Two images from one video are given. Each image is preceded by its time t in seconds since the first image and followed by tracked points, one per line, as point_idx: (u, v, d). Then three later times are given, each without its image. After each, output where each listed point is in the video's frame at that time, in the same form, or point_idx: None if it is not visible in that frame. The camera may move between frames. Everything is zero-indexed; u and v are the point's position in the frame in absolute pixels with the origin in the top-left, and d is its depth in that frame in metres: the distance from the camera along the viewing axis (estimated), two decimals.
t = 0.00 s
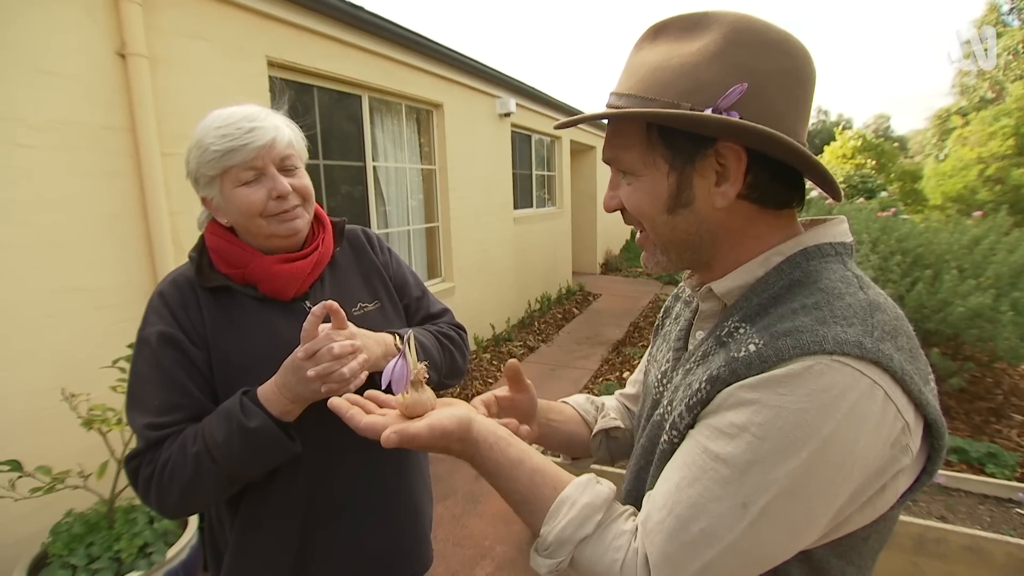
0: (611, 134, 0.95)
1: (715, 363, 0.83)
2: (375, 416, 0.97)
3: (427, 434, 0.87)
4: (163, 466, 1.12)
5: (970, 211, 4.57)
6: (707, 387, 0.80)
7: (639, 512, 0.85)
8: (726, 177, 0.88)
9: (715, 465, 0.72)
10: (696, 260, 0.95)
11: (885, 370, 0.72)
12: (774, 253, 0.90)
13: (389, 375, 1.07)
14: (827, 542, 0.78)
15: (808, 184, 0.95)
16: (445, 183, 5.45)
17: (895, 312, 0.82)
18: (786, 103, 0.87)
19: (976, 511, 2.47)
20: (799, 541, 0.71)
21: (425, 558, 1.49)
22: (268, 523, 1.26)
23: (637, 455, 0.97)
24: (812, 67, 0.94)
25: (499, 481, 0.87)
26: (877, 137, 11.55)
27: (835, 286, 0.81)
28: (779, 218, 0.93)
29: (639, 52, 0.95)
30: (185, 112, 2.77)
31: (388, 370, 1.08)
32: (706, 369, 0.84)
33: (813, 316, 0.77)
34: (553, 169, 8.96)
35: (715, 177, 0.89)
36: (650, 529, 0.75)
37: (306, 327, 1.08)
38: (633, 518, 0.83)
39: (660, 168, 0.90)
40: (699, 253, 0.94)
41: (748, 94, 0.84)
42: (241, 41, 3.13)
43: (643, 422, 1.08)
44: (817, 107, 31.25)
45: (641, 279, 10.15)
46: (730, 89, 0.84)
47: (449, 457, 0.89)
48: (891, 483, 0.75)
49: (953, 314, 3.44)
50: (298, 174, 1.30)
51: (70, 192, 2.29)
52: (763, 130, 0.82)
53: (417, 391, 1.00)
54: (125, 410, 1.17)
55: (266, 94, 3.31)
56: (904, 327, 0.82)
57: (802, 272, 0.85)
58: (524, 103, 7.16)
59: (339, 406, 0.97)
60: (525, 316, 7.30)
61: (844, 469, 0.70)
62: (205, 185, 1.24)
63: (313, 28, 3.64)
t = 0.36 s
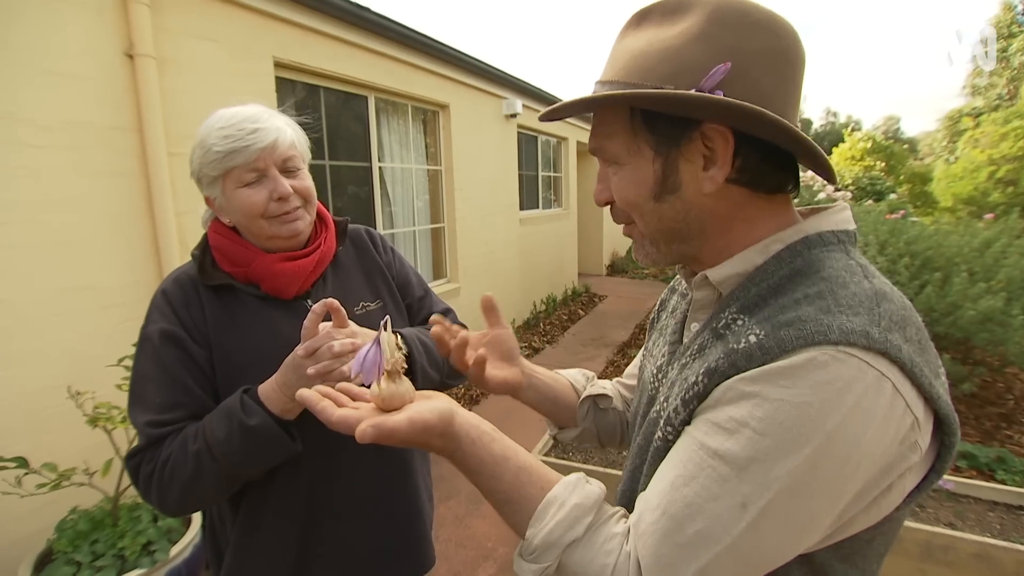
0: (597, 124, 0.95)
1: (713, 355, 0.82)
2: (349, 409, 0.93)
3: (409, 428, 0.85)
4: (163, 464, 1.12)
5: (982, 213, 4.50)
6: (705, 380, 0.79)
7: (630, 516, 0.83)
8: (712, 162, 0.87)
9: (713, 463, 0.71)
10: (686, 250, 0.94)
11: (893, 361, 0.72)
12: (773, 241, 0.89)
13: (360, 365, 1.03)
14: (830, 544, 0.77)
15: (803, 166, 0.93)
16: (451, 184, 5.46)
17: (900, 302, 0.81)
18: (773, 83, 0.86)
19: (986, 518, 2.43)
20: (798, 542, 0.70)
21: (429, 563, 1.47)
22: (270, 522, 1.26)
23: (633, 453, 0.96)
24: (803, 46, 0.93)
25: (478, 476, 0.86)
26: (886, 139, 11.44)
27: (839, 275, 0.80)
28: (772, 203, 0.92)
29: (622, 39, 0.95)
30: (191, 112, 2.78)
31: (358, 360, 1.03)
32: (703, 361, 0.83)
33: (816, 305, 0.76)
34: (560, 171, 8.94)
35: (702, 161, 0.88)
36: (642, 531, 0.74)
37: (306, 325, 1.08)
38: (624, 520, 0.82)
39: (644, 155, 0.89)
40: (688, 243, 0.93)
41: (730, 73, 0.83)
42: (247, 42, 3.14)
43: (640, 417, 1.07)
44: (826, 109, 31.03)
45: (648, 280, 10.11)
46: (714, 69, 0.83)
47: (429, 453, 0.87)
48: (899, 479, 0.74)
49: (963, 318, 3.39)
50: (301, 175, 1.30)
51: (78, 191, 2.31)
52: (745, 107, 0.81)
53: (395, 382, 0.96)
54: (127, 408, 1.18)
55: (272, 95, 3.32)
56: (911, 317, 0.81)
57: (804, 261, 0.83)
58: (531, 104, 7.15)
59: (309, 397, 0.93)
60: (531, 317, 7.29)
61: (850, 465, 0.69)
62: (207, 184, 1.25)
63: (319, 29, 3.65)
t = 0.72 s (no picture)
0: (613, 137, 0.94)
1: (728, 371, 0.82)
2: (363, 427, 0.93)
3: (423, 446, 0.85)
4: (169, 459, 1.13)
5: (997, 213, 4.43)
6: (723, 398, 0.79)
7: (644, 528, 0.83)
8: (729, 176, 0.87)
9: (731, 479, 0.72)
10: (698, 263, 0.93)
11: (912, 383, 0.71)
12: (789, 257, 0.88)
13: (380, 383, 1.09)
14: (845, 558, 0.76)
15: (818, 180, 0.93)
16: (459, 182, 5.46)
17: (916, 320, 0.80)
18: (790, 99, 0.85)
19: (998, 525, 2.39)
20: (815, 557, 0.71)
21: (433, 558, 1.47)
22: (273, 517, 1.27)
23: (644, 464, 0.96)
24: (820, 60, 0.91)
25: (496, 494, 0.86)
26: (900, 139, 11.28)
27: (856, 294, 0.80)
28: (786, 217, 0.91)
29: (638, 51, 0.94)
30: (201, 110, 2.80)
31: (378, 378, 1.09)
32: (719, 377, 0.83)
33: (834, 325, 0.76)
34: (568, 170, 8.91)
35: (718, 176, 0.87)
36: (660, 543, 0.75)
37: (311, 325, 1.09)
38: (638, 532, 0.82)
39: (660, 169, 0.89)
40: (702, 255, 0.92)
41: (748, 91, 0.83)
42: (257, 41, 3.15)
43: (648, 427, 1.07)
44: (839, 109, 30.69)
45: (656, 281, 10.07)
46: (731, 86, 0.82)
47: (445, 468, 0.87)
48: (916, 498, 0.74)
49: (977, 322, 3.33)
50: (307, 169, 1.31)
51: (90, 188, 2.33)
52: (760, 128, 0.80)
53: (410, 399, 0.96)
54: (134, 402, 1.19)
55: (282, 93, 3.33)
56: (928, 336, 0.81)
57: (819, 279, 0.84)
58: (540, 103, 7.13)
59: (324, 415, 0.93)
60: (538, 316, 7.28)
61: (868, 484, 0.69)
62: (215, 180, 1.25)
63: (329, 27, 3.66)
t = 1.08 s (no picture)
0: (633, 126, 0.93)
1: (736, 362, 0.80)
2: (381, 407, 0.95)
3: (438, 424, 0.85)
4: (172, 454, 1.13)
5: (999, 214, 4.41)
6: (730, 387, 0.77)
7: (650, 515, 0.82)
8: (747, 169, 0.85)
9: (735, 468, 0.70)
10: (714, 255, 0.92)
11: (918, 376, 0.69)
12: (801, 252, 0.86)
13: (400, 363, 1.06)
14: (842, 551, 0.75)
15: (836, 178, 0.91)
16: (462, 181, 5.45)
17: (927, 317, 0.78)
18: (810, 95, 0.83)
19: (1002, 526, 2.38)
20: (820, 549, 0.69)
21: (436, 555, 1.46)
22: (275, 513, 1.26)
23: (650, 458, 0.95)
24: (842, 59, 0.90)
25: (508, 479, 0.85)
26: (904, 139, 11.25)
27: (866, 289, 0.78)
28: (803, 213, 0.90)
29: (662, 45, 0.93)
30: (203, 106, 2.79)
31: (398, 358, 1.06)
32: (727, 368, 0.81)
33: (842, 317, 0.74)
34: (571, 168, 8.91)
35: (736, 168, 0.86)
36: (664, 530, 0.73)
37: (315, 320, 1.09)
38: (644, 520, 0.81)
39: (679, 159, 0.88)
40: (716, 248, 0.91)
41: (769, 85, 0.81)
42: (261, 38, 3.15)
43: (657, 423, 1.06)
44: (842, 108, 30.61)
45: (658, 280, 10.06)
46: (752, 80, 0.81)
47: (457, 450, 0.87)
48: (919, 495, 0.72)
49: (982, 322, 3.32)
50: (311, 166, 1.31)
51: (93, 184, 2.33)
52: (781, 120, 0.79)
53: (426, 381, 0.99)
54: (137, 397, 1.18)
55: (285, 90, 3.33)
56: (938, 333, 0.78)
57: (831, 274, 0.81)
58: (543, 102, 7.12)
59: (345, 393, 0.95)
60: (540, 315, 7.28)
61: (872, 476, 0.67)
62: (220, 175, 1.25)
63: (333, 25, 3.66)
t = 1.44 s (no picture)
0: (651, 122, 0.93)
1: (761, 368, 0.82)
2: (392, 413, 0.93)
3: (452, 432, 0.84)
4: (172, 452, 1.10)
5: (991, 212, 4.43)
6: (757, 393, 0.78)
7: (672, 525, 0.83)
8: (773, 167, 0.84)
9: (763, 477, 0.71)
10: (736, 256, 0.92)
11: (957, 384, 0.69)
12: (827, 254, 0.87)
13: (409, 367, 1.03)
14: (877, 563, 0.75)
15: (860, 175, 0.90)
16: (459, 179, 5.43)
17: (963, 321, 0.78)
18: (839, 92, 0.82)
19: (1000, 526, 2.39)
20: (853, 561, 0.69)
21: (438, 557, 1.45)
22: (280, 522, 1.24)
23: (670, 462, 0.96)
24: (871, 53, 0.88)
25: (522, 486, 0.84)
26: (897, 140, 11.30)
27: (897, 292, 0.78)
28: (827, 214, 0.89)
29: (684, 38, 0.91)
30: (199, 101, 2.75)
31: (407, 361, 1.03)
32: (752, 375, 0.82)
33: (876, 322, 0.74)
34: (567, 167, 8.90)
35: (761, 165, 0.85)
36: (687, 541, 0.75)
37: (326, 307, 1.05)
38: (663, 530, 0.81)
39: (701, 156, 0.87)
40: (738, 248, 0.90)
41: (798, 81, 0.79)
42: (258, 34, 3.11)
43: (671, 425, 1.07)
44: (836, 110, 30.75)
45: (653, 280, 10.08)
46: (781, 76, 0.80)
47: (471, 457, 0.87)
48: (956, 505, 0.72)
49: (976, 323, 3.34)
50: (311, 154, 1.29)
51: (87, 180, 2.29)
52: (813, 116, 0.78)
53: (438, 388, 0.98)
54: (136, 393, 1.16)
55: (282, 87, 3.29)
56: (973, 339, 0.78)
57: (859, 276, 0.82)
58: (540, 100, 7.10)
59: (352, 400, 0.91)
60: (536, 314, 7.27)
61: (909, 487, 0.68)
62: (221, 166, 1.24)
63: (331, 21, 3.62)
